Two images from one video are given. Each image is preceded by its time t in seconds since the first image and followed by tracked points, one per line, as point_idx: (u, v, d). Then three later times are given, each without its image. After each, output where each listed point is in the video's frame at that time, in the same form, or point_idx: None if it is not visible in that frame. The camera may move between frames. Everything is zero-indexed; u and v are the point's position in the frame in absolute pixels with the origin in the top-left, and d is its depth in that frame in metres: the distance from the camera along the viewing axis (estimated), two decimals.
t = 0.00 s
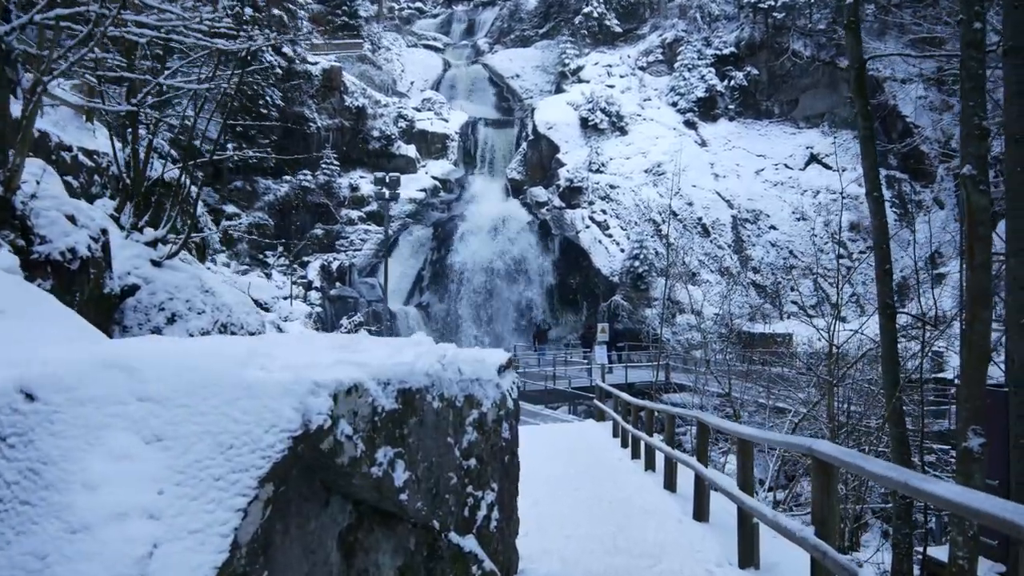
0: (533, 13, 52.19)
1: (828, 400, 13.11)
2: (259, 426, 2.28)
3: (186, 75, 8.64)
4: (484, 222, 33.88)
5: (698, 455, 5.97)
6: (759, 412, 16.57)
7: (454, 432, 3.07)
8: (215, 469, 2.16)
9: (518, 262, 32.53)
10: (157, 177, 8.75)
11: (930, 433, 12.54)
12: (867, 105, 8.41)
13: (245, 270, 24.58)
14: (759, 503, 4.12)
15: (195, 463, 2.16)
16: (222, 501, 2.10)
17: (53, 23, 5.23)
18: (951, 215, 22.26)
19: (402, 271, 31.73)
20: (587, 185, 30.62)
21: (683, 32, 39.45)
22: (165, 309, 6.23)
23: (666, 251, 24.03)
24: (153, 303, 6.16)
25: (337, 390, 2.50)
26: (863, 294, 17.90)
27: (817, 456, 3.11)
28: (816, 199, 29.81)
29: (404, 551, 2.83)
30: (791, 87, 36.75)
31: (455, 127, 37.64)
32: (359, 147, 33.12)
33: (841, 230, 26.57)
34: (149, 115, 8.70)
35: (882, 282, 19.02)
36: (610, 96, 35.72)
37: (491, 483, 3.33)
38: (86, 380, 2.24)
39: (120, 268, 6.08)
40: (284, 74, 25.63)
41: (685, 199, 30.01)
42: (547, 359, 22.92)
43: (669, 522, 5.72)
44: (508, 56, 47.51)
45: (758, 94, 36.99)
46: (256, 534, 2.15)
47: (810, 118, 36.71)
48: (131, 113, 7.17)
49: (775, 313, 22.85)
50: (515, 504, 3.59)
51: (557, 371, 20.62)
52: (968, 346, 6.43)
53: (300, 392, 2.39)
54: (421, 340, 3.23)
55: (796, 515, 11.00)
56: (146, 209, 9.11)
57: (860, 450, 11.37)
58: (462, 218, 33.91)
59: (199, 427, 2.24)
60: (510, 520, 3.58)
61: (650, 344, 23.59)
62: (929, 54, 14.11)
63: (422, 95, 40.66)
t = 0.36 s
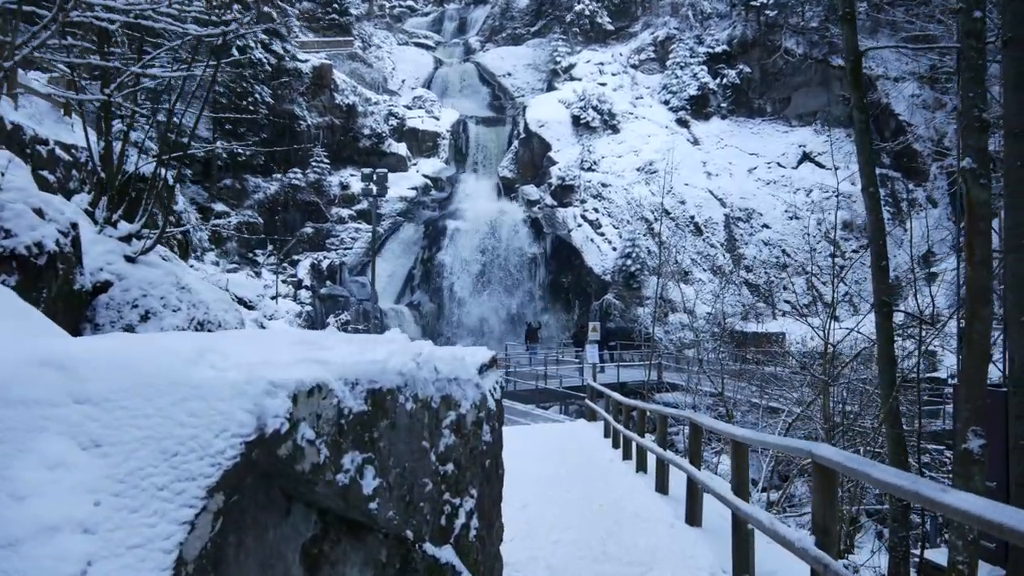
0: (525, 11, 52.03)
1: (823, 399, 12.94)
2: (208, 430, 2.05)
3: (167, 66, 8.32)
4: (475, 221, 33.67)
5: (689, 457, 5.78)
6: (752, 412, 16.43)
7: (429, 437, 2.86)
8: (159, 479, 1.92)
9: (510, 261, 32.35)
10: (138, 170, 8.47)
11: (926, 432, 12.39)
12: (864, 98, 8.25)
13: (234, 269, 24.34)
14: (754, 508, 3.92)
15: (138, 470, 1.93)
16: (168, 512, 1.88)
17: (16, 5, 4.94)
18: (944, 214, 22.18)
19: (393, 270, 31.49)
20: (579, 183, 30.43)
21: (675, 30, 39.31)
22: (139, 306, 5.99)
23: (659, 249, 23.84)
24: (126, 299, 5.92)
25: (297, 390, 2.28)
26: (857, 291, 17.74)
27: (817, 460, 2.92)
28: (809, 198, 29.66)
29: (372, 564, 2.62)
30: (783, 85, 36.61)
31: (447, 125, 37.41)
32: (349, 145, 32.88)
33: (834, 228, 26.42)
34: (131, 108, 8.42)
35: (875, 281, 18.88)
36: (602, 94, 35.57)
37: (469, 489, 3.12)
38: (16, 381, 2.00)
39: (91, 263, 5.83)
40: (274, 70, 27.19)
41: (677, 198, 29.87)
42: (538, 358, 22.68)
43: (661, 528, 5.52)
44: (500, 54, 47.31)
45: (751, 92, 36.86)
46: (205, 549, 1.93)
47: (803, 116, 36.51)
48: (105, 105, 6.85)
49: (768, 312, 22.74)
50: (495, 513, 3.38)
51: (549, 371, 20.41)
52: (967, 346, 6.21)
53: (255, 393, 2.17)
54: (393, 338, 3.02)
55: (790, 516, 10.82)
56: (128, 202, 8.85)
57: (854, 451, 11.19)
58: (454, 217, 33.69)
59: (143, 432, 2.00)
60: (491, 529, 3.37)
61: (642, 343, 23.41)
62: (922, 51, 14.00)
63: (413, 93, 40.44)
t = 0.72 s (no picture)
0: (524, 9, 51.83)
1: (825, 400, 12.75)
2: (160, 433, 1.83)
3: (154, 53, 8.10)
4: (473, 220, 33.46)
5: (690, 461, 5.58)
6: (753, 412, 16.24)
7: (414, 441, 2.65)
8: (106, 490, 1.69)
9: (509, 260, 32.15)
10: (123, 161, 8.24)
11: (930, 433, 12.20)
12: (869, 91, 8.05)
13: (231, 267, 24.13)
14: (759, 515, 3.73)
15: (82, 480, 1.69)
16: (114, 526, 1.64)
17: None
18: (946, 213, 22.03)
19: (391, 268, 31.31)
20: (578, 182, 30.25)
21: (675, 28, 39.15)
22: (120, 302, 5.77)
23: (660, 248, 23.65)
24: (107, 295, 5.70)
25: (264, 391, 2.06)
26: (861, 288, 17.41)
27: (832, 467, 2.71)
28: (809, 198, 29.48)
29: None
30: (784, 84, 36.41)
31: (445, 123, 37.19)
32: (347, 142, 32.68)
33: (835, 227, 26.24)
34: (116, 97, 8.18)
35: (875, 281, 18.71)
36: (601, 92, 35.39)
37: (457, 497, 2.90)
38: None
39: (72, 257, 5.60)
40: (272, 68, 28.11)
41: (677, 197, 29.71)
42: (536, 357, 22.45)
43: (661, 535, 5.34)
44: (499, 53, 47.13)
45: (751, 91, 36.70)
46: (157, 567, 1.70)
47: (803, 114, 36.03)
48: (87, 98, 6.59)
49: (767, 312, 22.58)
50: (487, 522, 3.16)
51: (546, 370, 20.21)
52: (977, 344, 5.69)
53: (215, 394, 1.95)
54: (375, 334, 2.80)
55: (792, 519, 10.61)
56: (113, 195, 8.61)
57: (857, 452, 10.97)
58: (452, 216, 33.53)
59: (89, 436, 1.77)
60: (482, 537, 3.16)
61: (641, 343, 23.19)
62: (924, 49, 13.85)
63: (411, 90, 40.26)
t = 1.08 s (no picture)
0: (524, 8, 51.67)
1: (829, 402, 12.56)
2: (103, 455, 1.60)
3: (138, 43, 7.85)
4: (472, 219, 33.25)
5: (690, 469, 5.39)
6: (755, 414, 16.03)
7: (396, 458, 2.46)
8: (40, 522, 1.46)
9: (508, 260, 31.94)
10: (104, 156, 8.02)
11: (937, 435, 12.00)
12: (875, 86, 7.85)
13: (228, 267, 23.93)
14: (765, 530, 3.55)
15: (12, 509, 1.45)
16: (43, 564, 1.41)
17: None
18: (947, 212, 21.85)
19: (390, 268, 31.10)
20: (578, 181, 30.07)
21: (676, 26, 38.98)
22: (102, 305, 5.47)
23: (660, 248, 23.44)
24: (88, 298, 5.41)
25: (225, 409, 1.86)
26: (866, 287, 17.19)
27: (846, 484, 2.51)
28: (811, 197, 29.31)
29: None
30: (785, 82, 36.22)
31: (444, 122, 37.00)
32: (346, 141, 32.48)
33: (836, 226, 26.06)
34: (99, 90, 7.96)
35: (877, 281, 18.53)
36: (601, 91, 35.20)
37: (442, 517, 2.70)
38: None
39: (51, 258, 5.32)
40: (269, 65, 28.91)
41: (677, 197, 29.53)
42: (536, 357, 22.25)
43: (663, 546, 5.16)
44: (499, 52, 46.96)
45: (751, 89, 36.53)
46: None
47: (804, 114, 35.40)
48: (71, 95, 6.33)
49: (769, 312, 22.38)
50: (475, 542, 2.96)
51: (545, 371, 20.02)
52: (988, 347, 5.32)
53: (168, 412, 1.73)
54: (353, 342, 2.59)
55: (795, 524, 10.41)
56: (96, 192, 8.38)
57: (862, 456, 10.74)
58: (450, 215, 33.34)
59: (23, 459, 1.53)
60: (470, 557, 2.96)
61: (641, 344, 22.97)
62: (926, 47, 13.68)
63: (410, 89, 40.07)
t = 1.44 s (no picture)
0: (523, 7, 51.55)
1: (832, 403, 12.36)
2: (25, 475, 1.41)
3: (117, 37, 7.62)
4: (471, 219, 33.06)
5: (690, 475, 5.20)
6: (756, 414, 15.85)
7: (366, 471, 2.27)
8: None
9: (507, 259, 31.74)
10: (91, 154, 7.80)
11: (941, 436, 11.80)
12: (879, 80, 7.66)
13: (226, 267, 23.76)
14: (763, 543, 3.37)
15: None
16: None
17: None
18: (949, 210, 21.67)
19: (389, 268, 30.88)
20: (578, 179, 29.92)
21: (676, 24, 38.86)
22: (80, 305, 5.27)
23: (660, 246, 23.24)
24: (67, 298, 5.19)
25: (166, 420, 1.68)
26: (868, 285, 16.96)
27: (855, 496, 2.33)
28: (813, 195, 29.16)
29: None
30: (785, 80, 36.06)
31: (443, 121, 36.85)
32: (345, 141, 32.32)
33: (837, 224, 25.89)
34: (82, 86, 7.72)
35: (880, 278, 18.37)
36: (601, 89, 35.04)
37: (419, 534, 2.51)
38: None
39: (27, 255, 5.11)
40: (268, 64, 28.86)
41: (678, 195, 29.37)
42: (536, 357, 22.09)
43: (661, 554, 4.99)
44: (498, 50, 46.85)
45: (752, 87, 36.38)
46: None
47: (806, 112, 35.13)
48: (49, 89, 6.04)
49: (770, 311, 22.16)
50: (455, 560, 2.77)
51: (544, 371, 19.86)
52: (994, 347, 4.97)
53: (99, 425, 1.55)
54: (322, 348, 2.39)
55: (797, 526, 10.25)
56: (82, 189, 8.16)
57: (865, 458, 10.53)
58: (450, 214, 33.18)
59: None
60: None
61: (642, 343, 22.75)
62: (929, 44, 13.49)
63: (409, 88, 39.91)
